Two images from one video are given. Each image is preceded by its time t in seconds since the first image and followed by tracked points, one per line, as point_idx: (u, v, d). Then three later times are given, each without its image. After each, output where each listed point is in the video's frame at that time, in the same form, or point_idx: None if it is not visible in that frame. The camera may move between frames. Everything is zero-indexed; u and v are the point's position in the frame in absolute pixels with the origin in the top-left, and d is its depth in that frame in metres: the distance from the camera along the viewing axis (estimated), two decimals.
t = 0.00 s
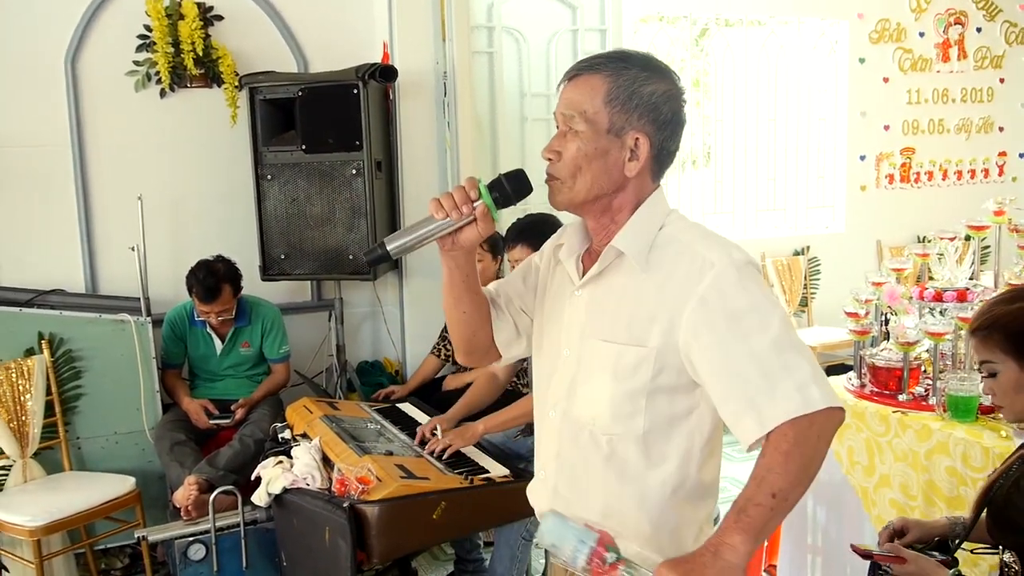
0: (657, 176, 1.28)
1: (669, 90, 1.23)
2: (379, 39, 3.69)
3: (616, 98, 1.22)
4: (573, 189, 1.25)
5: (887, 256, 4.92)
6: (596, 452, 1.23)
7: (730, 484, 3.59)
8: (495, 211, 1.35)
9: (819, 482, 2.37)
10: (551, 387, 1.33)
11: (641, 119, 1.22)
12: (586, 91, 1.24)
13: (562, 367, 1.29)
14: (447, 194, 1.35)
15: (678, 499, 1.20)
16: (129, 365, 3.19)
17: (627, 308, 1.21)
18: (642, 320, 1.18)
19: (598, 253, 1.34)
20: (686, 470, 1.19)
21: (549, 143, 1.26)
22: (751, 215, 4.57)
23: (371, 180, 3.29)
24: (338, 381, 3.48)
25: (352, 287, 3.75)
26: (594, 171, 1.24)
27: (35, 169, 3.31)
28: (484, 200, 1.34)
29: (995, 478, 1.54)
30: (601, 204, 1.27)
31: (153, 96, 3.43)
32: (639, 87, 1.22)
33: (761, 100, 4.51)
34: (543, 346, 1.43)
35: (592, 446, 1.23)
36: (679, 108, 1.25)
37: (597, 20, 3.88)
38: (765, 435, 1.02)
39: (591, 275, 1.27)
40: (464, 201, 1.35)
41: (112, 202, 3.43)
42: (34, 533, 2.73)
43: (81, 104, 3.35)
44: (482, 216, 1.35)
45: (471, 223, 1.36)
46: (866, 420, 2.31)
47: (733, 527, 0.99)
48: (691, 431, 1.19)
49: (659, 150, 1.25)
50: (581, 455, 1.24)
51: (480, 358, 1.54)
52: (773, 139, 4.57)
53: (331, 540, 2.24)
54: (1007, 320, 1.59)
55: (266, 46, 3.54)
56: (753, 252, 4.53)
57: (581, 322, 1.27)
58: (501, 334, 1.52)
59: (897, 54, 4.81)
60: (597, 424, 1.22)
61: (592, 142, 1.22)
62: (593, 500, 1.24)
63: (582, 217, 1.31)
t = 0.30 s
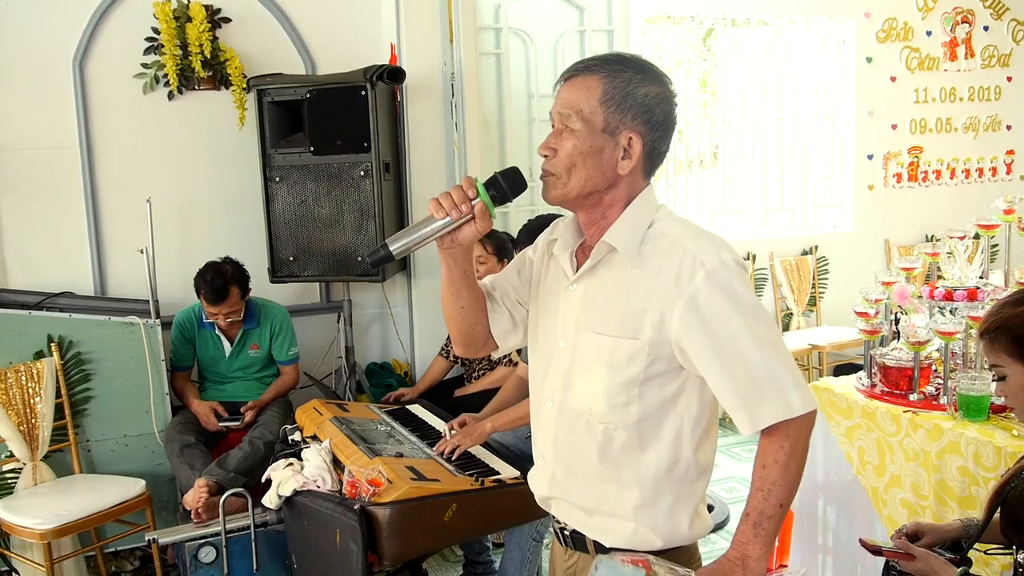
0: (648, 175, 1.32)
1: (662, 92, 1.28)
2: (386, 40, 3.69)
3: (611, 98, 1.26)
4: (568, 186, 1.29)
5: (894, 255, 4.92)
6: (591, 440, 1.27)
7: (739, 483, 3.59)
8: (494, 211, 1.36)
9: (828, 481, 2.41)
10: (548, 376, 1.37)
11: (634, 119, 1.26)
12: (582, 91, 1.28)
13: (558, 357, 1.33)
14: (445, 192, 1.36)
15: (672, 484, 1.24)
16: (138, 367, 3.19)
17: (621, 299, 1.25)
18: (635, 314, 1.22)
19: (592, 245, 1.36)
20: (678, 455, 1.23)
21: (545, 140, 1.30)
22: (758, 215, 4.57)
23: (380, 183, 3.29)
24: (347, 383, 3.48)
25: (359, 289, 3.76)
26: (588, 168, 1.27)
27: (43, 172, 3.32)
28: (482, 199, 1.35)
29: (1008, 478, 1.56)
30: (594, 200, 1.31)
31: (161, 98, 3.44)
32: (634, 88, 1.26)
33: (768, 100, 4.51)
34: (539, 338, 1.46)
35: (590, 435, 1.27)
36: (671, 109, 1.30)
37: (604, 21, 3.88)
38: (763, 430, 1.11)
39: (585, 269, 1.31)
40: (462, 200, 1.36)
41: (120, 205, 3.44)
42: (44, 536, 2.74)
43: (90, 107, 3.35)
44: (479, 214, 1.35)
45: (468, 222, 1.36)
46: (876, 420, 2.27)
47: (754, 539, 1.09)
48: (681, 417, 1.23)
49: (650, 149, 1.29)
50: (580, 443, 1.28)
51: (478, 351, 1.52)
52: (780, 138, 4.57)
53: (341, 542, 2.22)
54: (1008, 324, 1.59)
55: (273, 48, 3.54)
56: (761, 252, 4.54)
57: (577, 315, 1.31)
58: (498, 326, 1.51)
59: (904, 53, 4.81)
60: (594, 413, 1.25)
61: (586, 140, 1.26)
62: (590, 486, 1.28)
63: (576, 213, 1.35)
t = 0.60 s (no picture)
0: (644, 181, 1.33)
1: (658, 103, 1.28)
2: (385, 43, 3.70)
3: (609, 107, 1.26)
4: (566, 192, 1.29)
5: (893, 256, 4.94)
6: (589, 432, 1.29)
7: (741, 484, 3.59)
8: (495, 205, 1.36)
9: (829, 483, 2.42)
10: (548, 372, 1.38)
11: (631, 128, 1.26)
12: (580, 100, 1.28)
13: (558, 354, 1.35)
14: (449, 181, 1.37)
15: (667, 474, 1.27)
16: (138, 371, 3.18)
17: (617, 299, 1.27)
18: (631, 314, 1.24)
19: (587, 246, 1.37)
20: (672, 446, 1.26)
21: (543, 146, 1.30)
22: (758, 216, 4.58)
23: (380, 186, 3.28)
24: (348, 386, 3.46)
25: (359, 292, 3.76)
26: (585, 175, 1.27)
27: (42, 175, 3.31)
28: (482, 189, 1.35)
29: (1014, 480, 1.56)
30: (591, 205, 1.32)
31: (160, 101, 3.43)
32: (630, 98, 1.26)
33: (766, 101, 4.52)
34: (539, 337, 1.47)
35: (588, 429, 1.29)
36: (667, 119, 1.30)
37: (604, 23, 3.89)
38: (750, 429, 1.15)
39: (583, 269, 1.32)
40: (465, 191, 1.37)
41: (120, 208, 3.43)
42: (44, 541, 2.72)
43: (90, 110, 3.35)
44: (480, 207, 1.36)
45: (468, 214, 1.37)
46: (878, 421, 2.26)
47: (763, 535, 1.14)
48: (674, 411, 1.26)
49: (646, 157, 1.29)
50: (578, 437, 1.31)
51: (473, 337, 1.54)
52: (778, 140, 4.58)
53: (344, 545, 2.21)
54: (1009, 325, 1.58)
55: (272, 51, 3.54)
56: (761, 253, 4.55)
57: (574, 315, 1.32)
58: (495, 315, 1.52)
59: (902, 54, 4.83)
60: (592, 407, 1.28)
61: (584, 148, 1.26)
62: (590, 477, 1.31)
63: (573, 217, 1.36)
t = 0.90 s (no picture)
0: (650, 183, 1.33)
1: (663, 107, 1.28)
2: (383, 46, 3.69)
3: (614, 110, 1.26)
4: (572, 194, 1.30)
5: (891, 258, 4.94)
6: (596, 425, 1.29)
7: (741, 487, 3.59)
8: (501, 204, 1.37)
9: (829, 485, 2.42)
10: (553, 367, 1.38)
11: (635, 131, 1.27)
12: (586, 103, 1.29)
13: (563, 348, 1.35)
14: (458, 179, 1.36)
15: (671, 465, 1.28)
16: (136, 375, 3.17)
17: (620, 294, 1.27)
18: (634, 306, 1.25)
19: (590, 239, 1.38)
20: (676, 437, 1.26)
21: (550, 148, 1.31)
22: (756, 218, 4.59)
23: (378, 189, 3.28)
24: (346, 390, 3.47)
25: (358, 295, 3.76)
26: (590, 177, 1.28)
27: (41, 179, 3.30)
28: (491, 190, 1.35)
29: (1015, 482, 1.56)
30: (597, 207, 1.32)
31: (158, 106, 3.42)
32: (636, 102, 1.27)
33: (764, 104, 4.53)
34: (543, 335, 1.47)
35: (592, 422, 1.29)
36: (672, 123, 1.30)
37: (601, 26, 3.89)
38: (749, 413, 1.14)
39: (585, 260, 1.33)
40: (473, 189, 1.36)
41: (118, 213, 3.43)
42: (43, 546, 2.71)
43: (87, 115, 3.34)
44: (487, 207, 1.36)
45: (475, 214, 1.36)
46: (878, 423, 2.26)
47: (754, 514, 1.12)
48: (678, 403, 1.26)
49: (651, 160, 1.30)
50: (582, 430, 1.31)
51: (476, 333, 1.54)
52: (776, 141, 4.59)
53: (345, 550, 2.20)
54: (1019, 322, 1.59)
55: (270, 54, 3.53)
56: (759, 256, 4.55)
57: (578, 309, 1.33)
58: (498, 312, 1.53)
59: (899, 56, 4.84)
60: (598, 400, 1.28)
61: (589, 150, 1.27)
62: (594, 470, 1.31)
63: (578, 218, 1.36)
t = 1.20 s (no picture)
0: (650, 183, 1.33)
1: (663, 107, 1.28)
2: (379, 49, 3.69)
3: (614, 109, 1.26)
4: (573, 193, 1.29)
5: (887, 259, 4.95)
6: (600, 426, 1.29)
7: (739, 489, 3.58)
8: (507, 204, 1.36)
9: (828, 487, 2.42)
10: (556, 368, 1.38)
11: (635, 130, 1.27)
12: (587, 103, 1.29)
13: (566, 349, 1.34)
14: (463, 178, 1.35)
15: (675, 465, 1.28)
16: (133, 380, 3.15)
17: (624, 297, 1.27)
18: (640, 306, 1.25)
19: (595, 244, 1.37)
20: (679, 437, 1.27)
21: (550, 147, 1.30)
22: (752, 220, 4.60)
23: (375, 192, 3.27)
24: (344, 394, 3.46)
25: (355, 299, 3.75)
26: (591, 176, 1.28)
27: (38, 183, 3.29)
28: (495, 190, 1.34)
29: (1003, 480, 1.55)
30: (598, 207, 1.32)
31: (153, 109, 3.41)
32: (636, 101, 1.27)
33: (759, 106, 4.54)
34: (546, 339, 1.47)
35: (597, 424, 1.29)
36: (672, 123, 1.30)
37: (597, 29, 3.90)
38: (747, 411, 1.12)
39: (590, 265, 1.33)
40: (477, 188, 1.35)
41: (113, 217, 3.41)
42: (39, 553, 2.69)
43: (82, 118, 3.33)
44: (490, 207, 1.35)
45: (478, 213, 1.36)
46: (878, 424, 2.26)
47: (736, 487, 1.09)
48: (682, 403, 1.27)
49: (651, 159, 1.30)
50: (586, 432, 1.31)
51: (476, 335, 1.53)
52: (772, 143, 4.60)
53: (343, 555, 2.19)
54: (998, 320, 1.61)
55: (266, 57, 3.53)
56: (755, 258, 4.55)
57: (583, 310, 1.32)
58: (499, 314, 1.52)
59: (894, 58, 4.86)
60: (602, 402, 1.28)
61: (590, 148, 1.26)
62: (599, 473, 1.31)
63: (580, 219, 1.36)
